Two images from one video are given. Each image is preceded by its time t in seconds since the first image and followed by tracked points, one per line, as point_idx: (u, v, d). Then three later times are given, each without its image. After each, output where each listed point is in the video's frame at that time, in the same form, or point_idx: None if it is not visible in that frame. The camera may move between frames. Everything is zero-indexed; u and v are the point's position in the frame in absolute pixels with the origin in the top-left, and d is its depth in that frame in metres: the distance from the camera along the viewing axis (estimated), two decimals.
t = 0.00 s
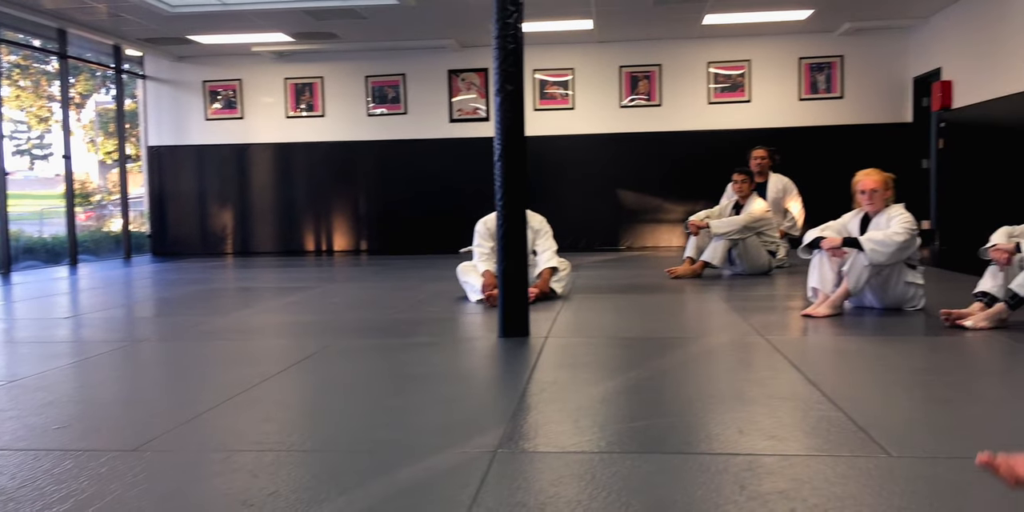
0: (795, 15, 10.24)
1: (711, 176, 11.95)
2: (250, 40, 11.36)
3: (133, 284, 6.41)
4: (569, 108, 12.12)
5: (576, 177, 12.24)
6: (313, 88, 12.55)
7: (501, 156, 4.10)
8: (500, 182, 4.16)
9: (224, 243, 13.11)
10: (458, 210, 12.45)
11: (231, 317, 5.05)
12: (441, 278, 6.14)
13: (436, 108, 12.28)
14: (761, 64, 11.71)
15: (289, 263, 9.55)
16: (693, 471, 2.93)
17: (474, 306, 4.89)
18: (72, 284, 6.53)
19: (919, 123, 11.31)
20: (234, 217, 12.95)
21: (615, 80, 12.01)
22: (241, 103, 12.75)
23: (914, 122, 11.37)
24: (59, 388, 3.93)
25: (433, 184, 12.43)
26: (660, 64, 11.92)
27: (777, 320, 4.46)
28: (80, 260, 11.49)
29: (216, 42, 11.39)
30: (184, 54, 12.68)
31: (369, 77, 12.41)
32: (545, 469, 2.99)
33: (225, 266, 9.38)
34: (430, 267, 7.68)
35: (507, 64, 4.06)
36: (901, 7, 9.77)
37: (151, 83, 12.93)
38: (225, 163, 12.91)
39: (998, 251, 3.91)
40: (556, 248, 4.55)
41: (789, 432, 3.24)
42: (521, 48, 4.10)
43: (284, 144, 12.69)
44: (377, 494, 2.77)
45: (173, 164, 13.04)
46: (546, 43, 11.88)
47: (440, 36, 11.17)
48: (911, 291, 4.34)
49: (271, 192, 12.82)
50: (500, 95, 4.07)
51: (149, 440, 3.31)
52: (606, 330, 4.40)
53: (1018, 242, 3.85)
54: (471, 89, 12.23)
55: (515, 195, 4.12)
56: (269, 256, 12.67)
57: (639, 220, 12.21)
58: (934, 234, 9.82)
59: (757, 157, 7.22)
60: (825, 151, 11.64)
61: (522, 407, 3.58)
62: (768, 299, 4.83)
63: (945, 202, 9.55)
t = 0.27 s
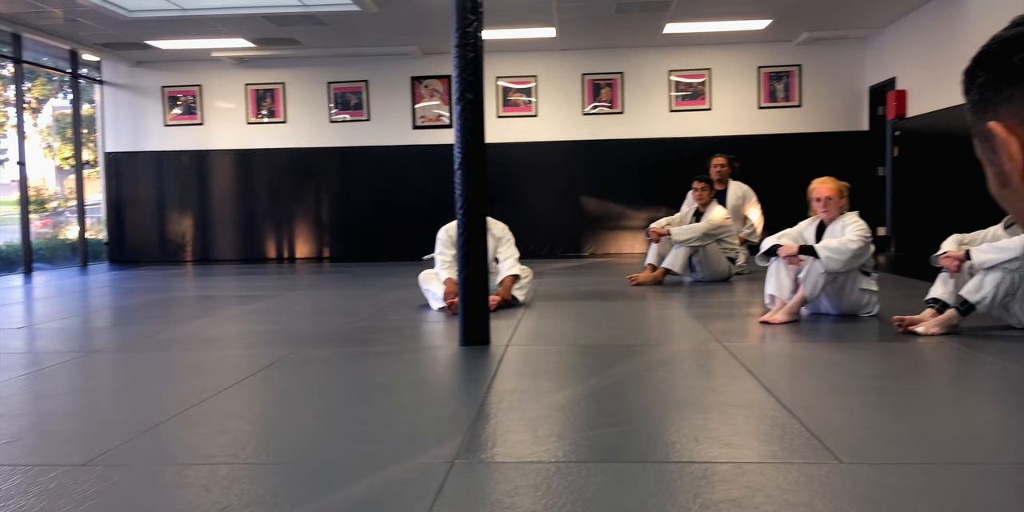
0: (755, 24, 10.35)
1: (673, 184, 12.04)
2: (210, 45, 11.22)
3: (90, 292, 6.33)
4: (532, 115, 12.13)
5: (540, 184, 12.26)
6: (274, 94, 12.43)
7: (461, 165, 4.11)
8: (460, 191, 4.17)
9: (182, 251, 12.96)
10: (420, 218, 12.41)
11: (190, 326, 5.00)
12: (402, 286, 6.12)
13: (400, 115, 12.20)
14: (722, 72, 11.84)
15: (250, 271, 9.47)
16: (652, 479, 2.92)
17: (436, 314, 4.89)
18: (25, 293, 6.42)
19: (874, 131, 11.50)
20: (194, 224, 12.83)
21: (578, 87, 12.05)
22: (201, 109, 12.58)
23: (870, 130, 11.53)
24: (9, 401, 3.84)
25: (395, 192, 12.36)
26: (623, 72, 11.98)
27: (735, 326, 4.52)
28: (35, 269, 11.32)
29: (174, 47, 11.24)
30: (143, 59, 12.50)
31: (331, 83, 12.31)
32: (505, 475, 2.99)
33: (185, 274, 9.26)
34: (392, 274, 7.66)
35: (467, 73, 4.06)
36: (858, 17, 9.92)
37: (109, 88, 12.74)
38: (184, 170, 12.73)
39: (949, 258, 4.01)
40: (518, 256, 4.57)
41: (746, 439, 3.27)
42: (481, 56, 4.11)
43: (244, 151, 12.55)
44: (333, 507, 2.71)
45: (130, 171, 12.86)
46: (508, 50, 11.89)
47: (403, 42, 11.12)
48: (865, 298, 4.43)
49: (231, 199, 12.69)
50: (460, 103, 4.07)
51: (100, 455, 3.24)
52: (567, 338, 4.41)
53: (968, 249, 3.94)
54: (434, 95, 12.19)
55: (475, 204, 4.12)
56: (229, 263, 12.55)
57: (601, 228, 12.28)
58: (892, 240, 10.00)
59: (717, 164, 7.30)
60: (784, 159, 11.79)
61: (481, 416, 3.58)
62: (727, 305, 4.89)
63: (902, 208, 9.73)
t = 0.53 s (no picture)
0: (715, 35, 10.48)
1: (636, 191, 12.11)
2: (170, 51, 11.09)
3: (46, 302, 6.23)
4: (496, 123, 12.13)
5: (506, 191, 12.25)
6: (235, 101, 12.34)
7: (422, 174, 4.10)
8: (422, 200, 4.16)
9: (142, 259, 12.76)
10: (384, 225, 12.35)
11: (149, 337, 4.93)
12: (364, 295, 6.11)
13: (362, 122, 12.19)
14: (683, 82, 12.00)
15: (213, 279, 9.36)
16: (614, 488, 2.92)
17: (399, 324, 4.89)
18: None
19: (833, 140, 11.72)
20: (153, 232, 12.62)
21: (541, 95, 12.11)
22: (161, 116, 12.41)
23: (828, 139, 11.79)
24: None
25: (360, 198, 12.31)
26: (586, 80, 12.08)
27: (695, 333, 4.58)
28: None
29: (134, 53, 11.09)
30: (101, 65, 12.33)
31: (294, 90, 12.26)
32: (466, 486, 2.95)
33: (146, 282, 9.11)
34: (354, 282, 7.63)
35: (428, 82, 4.06)
36: (817, 28, 10.09)
37: (67, 95, 12.54)
38: (142, 177, 12.52)
39: (902, 266, 4.09)
40: (482, 265, 4.59)
41: (704, 448, 3.29)
42: (442, 66, 4.11)
43: (205, 158, 12.41)
44: None
45: (88, 179, 12.64)
46: (472, 58, 11.91)
47: (367, 49, 11.08)
48: (822, 305, 4.50)
49: (192, 207, 12.50)
50: (421, 113, 4.07)
51: (50, 470, 3.14)
52: (530, 347, 4.42)
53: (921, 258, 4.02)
54: (397, 103, 12.21)
55: (437, 213, 4.12)
56: (190, 272, 12.37)
57: (565, 235, 12.29)
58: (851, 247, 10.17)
59: (679, 173, 7.43)
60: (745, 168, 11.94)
61: (441, 427, 3.56)
62: (688, 314, 4.95)
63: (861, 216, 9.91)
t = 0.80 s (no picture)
0: (679, 43, 10.58)
1: (600, 199, 12.18)
2: (131, 57, 10.92)
3: None
4: (461, 130, 12.13)
5: (472, 198, 12.25)
6: (197, 107, 12.17)
7: (385, 181, 4.08)
8: (385, 208, 4.14)
9: (101, 268, 12.56)
10: (349, 232, 12.29)
11: (106, 347, 4.85)
12: (326, 303, 6.07)
13: (327, 128, 12.11)
14: (646, 90, 12.12)
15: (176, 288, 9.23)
16: (580, 495, 2.90)
17: (363, 332, 4.88)
18: None
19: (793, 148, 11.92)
20: (113, 239, 12.44)
21: (507, 102, 12.12)
22: (122, 122, 12.22)
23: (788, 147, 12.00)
24: None
25: (324, 206, 12.24)
26: (551, 88, 12.13)
27: (658, 340, 4.61)
28: None
29: (93, 58, 10.92)
30: (59, 70, 12.09)
31: (257, 96, 12.14)
32: (429, 495, 2.92)
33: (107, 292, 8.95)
34: (318, 290, 7.60)
35: (391, 90, 4.05)
36: (779, 38, 10.23)
37: (24, 100, 12.26)
38: (103, 184, 12.32)
39: (858, 271, 4.16)
40: (446, 273, 4.60)
41: (665, 455, 3.30)
42: (405, 73, 4.10)
43: (166, 164, 12.28)
44: None
45: (46, 185, 12.39)
46: (437, 65, 11.90)
47: (332, 56, 11.02)
48: (782, 312, 4.58)
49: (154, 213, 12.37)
50: (385, 120, 4.06)
51: None
52: (494, 355, 4.42)
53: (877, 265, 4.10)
54: (363, 110, 12.14)
55: (400, 221, 4.11)
56: (151, 279, 12.21)
57: (530, 243, 12.34)
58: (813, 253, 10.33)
59: (642, 180, 7.49)
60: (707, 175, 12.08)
61: (403, 436, 3.54)
62: (652, 321, 4.99)
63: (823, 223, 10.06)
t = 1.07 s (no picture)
0: (643, 51, 10.67)
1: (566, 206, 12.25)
2: (92, 61, 10.78)
3: None
4: (428, 136, 12.14)
5: (439, 204, 12.26)
6: (160, 112, 12.03)
7: (348, 188, 4.07)
8: (347, 214, 4.13)
9: (60, 275, 12.38)
10: (313, 239, 12.23)
11: (63, 355, 4.78)
12: (291, 311, 6.05)
13: (293, 134, 12.05)
14: (612, 98, 12.21)
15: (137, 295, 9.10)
16: (547, 503, 2.87)
17: (327, 339, 4.86)
18: None
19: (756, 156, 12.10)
20: (73, 246, 12.26)
21: (473, 109, 12.14)
22: (82, 128, 12.05)
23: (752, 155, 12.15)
24: None
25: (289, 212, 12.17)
26: (518, 95, 12.15)
27: (622, 347, 4.64)
28: None
29: (53, 63, 10.75)
30: (17, 75, 11.90)
31: (221, 102, 12.03)
32: (391, 503, 2.87)
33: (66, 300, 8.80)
34: (283, 297, 7.55)
35: (354, 97, 4.04)
36: (742, 47, 10.36)
37: None
38: (62, 190, 12.15)
39: (817, 277, 4.19)
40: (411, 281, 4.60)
41: (628, 462, 3.29)
42: (368, 81, 4.10)
43: (128, 170, 12.06)
44: None
45: (4, 191, 12.19)
46: (404, 72, 11.88)
47: (297, 61, 10.95)
48: (744, 317, 4.64)
49: (114, 220, 12.22)
50: (348, 127, 4.05)
51: None
52: (458, 362, 4.40)
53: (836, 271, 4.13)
54: (328, 116, 12.11)
55: (363, 228, 4.10)
56: (111, 287, 12.06)
57: (495, 250, 12.39)
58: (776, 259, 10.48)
59: (607, 187, 7.55)
60: (671, 183, 12.25)
61: (365, 445, 3.50)
62: (618, 327, 5.03)
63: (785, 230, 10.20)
